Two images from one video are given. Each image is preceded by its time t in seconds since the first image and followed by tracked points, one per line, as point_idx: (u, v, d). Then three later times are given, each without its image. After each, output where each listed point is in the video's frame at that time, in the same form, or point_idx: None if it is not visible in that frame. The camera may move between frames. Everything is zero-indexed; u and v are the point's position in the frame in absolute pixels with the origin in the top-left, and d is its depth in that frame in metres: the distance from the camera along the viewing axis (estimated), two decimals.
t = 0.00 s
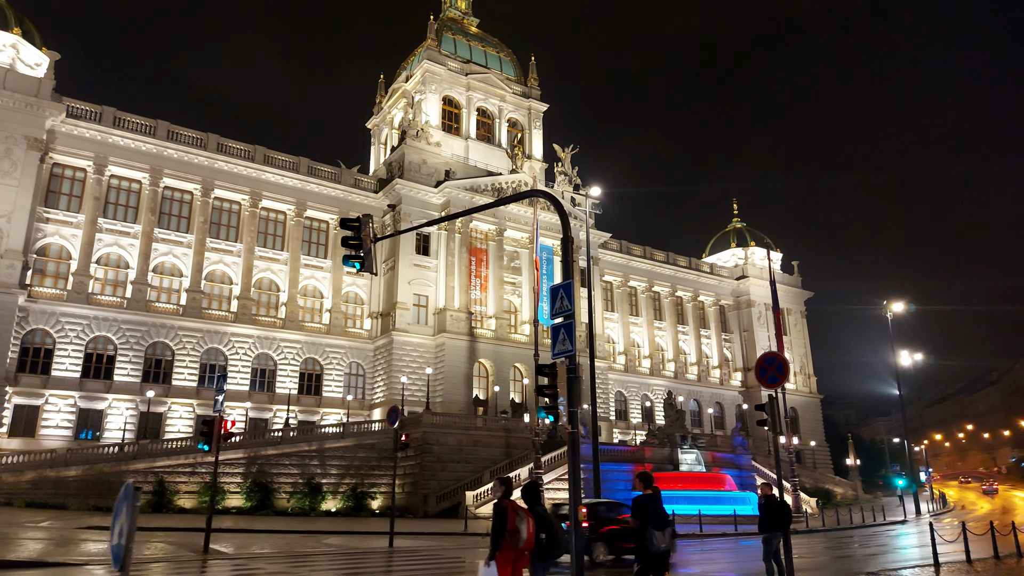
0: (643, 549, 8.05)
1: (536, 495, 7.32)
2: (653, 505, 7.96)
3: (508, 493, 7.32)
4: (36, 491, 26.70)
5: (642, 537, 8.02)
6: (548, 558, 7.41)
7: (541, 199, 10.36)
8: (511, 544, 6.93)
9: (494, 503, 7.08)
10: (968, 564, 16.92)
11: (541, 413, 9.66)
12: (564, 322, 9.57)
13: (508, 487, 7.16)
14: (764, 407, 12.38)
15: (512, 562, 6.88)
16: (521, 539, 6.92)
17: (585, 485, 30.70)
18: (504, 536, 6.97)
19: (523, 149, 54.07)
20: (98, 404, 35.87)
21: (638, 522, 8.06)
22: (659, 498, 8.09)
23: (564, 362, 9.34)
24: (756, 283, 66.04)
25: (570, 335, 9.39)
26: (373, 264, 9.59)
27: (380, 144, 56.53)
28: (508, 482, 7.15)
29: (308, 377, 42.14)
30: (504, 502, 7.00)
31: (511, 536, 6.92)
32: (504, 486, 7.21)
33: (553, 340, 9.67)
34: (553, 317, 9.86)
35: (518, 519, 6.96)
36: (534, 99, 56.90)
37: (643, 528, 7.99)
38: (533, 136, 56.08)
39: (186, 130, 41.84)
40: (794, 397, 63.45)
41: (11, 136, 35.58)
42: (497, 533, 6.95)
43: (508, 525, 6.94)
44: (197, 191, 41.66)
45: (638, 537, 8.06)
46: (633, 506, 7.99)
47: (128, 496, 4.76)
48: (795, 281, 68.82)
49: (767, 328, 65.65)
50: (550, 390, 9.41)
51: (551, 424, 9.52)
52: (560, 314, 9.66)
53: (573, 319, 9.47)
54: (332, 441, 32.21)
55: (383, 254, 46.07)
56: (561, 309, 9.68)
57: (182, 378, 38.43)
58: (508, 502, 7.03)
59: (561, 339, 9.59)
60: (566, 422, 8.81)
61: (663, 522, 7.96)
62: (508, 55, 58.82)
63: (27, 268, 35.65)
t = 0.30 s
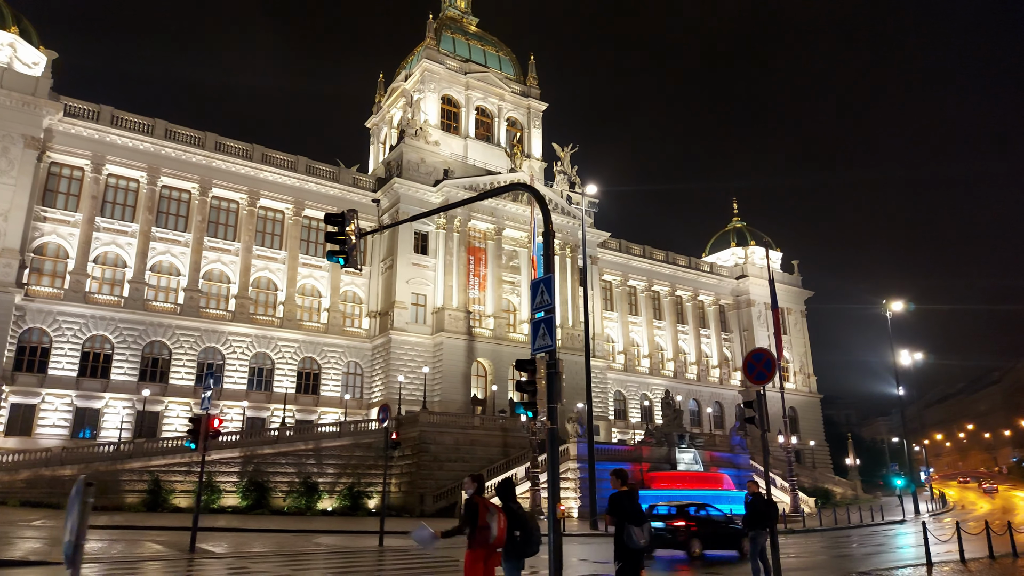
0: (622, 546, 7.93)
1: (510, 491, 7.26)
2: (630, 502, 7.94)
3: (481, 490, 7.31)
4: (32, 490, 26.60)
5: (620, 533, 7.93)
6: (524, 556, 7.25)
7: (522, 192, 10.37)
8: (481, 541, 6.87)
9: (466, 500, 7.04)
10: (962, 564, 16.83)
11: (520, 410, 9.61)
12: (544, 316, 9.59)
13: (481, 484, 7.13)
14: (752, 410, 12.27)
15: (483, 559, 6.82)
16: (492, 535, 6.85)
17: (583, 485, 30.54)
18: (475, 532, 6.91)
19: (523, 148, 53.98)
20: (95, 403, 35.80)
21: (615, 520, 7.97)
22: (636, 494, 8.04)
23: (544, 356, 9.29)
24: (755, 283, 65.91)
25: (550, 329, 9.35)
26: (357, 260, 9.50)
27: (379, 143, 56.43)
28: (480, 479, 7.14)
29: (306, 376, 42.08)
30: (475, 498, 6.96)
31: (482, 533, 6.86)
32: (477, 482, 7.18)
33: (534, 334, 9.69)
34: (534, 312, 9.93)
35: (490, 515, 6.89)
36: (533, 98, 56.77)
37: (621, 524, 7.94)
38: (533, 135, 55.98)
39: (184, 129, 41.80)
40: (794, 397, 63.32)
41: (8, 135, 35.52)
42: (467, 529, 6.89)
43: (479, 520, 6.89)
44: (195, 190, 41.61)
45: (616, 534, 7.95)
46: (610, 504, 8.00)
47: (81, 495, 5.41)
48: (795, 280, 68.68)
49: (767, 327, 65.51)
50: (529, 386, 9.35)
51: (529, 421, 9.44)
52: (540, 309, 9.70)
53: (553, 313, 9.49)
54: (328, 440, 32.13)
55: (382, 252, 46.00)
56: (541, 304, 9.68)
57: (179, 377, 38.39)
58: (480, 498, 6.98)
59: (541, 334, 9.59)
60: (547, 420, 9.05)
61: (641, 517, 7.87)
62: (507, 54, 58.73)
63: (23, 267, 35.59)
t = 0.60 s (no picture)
0: (602, 548, 7.78)
1: (485, 492, 7.10)
2: (610, 503, 7.76)
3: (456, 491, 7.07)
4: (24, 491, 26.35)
5: (602, 535, 7.75)
6: (499, 558, 7.03)
7: (504, 186, 10.20)
8: (448, 543, 6.69)
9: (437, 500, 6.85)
10: (959, 565, 16.64)
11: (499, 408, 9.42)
12: (524, 313, 9.39)
13: (453, 485, 6.90)
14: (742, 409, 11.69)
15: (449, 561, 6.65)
16: (459, 537, 6.65)
17: (580, 484, 30.44)
18: (442, 534, 6.73)
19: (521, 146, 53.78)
20: (91, 403, 35.64)
21: (595, 521, 7.80)
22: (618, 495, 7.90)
23: (523, 354, 9.11)
24: (755, 282, 65.71)
25: (530, 327, 9.16)
26: (340, 257, 9.36)
27: (377, 142, 56.24)
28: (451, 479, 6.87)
29: (303, 376, 41.96)
30: (445, 498, 6.76)
31: (448, 534, 6.67)
32: (450, 483, 6.94)
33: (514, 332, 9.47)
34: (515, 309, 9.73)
35: (457, 518, 6.70)
36: (531, 96, 56.56)
37: (602, 525, 7.76)
38: (531, 134, 55.80)
39: (181, 127, 41.65)
40: (793, 397, 63.11)
41: (3, 133, 35.37)
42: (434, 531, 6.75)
43: (446, 523, 6.69)
44: (191, 189, 41.46)
45: (597, 536, 7.78)
46: (591, 504, 7.82)
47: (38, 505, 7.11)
48: (795, 279, 68.43)
49: (767, 327, 65.29)
50: (509, 384, 9.19)
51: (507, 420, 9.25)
52: (520, 306, 9.52)
53: (533, 310, 9.29)
54: (324, 441, 31.93)
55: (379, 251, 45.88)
56: (522, 301, 9.53)
57: (175, 377, 38.22)
58: (449, 499, 6.79)
59: (521, 331, 9.36)
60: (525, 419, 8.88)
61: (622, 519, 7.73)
62: (506, 52, 58.54)
63: (19, 267, 35.42)
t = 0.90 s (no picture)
0: (581, 547, 7.66)
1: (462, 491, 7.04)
2: (589, 501, 7.62)
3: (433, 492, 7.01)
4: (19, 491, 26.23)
5: (580, 533, 7.65)
6: (474, 559, 6.96)
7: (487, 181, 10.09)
8: (422, 543, 6.58)
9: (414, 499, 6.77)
10: (956, 565, 16.51)
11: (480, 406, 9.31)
12: (506, 309, 9.36)
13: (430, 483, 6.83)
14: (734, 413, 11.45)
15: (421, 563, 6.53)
16: (431, 538, 6.53)
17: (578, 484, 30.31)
18: (415, 535, 6.61)
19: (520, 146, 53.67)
20: (88, 403, 35.60)
21: (575, 518, 7.69)
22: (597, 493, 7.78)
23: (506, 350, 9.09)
24: (756, 281, 65.58)
25: (512, 323, 9.15)
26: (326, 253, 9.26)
27: (377, 141, 56.15)
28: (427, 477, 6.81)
29: (302, 375, 41.92)
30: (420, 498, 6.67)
31: (421, 535, 6.54)
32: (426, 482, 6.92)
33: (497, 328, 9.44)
34: (498, 304, 9.69)
35: (431, 518, 6.57)
36: (531, 96, 56.47)
37: (580, 523, 7.65)
38: (530, 134, 55.70)
39: (179, 126, 41.60)
40: (793, 397, 62.92)
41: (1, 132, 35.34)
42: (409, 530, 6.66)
43: (420, 523, 6.58)
44: (190, 188, 41.42)
45: (575, 534, 7.67)
46: (570, 501, 7.69)
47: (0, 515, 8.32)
48: (796, 279, 68.26)
49: (767, 326, 65.14)
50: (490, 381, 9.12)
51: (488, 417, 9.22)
52: (503, 301, 9.45)
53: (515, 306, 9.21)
54: (322, 440, 31.86)
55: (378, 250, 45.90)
56: (504, 296, 9.43)
57: (173, 376, 38.14)
58: (425, 498, 6.71)
59: (504, 328, 9.41)
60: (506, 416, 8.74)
61: (601, 517, 7.60)
62: (505, 52, 58.45)
63: (17, 266, 35.38)
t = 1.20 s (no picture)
0: (562, 546, 7.57)
1: (445, 491, 6.93)
2: (572, 499, 7.49)
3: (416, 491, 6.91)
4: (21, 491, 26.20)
5: (560, 533, 7.53)
6: (457, 559, 6.82)
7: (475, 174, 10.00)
8: (404, 545, 6.48)
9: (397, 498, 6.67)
10: (959, 566, 16.31)
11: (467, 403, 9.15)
12: (494, 304, 9.21)
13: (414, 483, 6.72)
14: (732, 410, 11.28)
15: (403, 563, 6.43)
16: (415, 539, 6.43)
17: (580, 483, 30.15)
18: (398, 535, 6.50)
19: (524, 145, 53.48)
20: (91, 403, 35.61)
21: (556, 517, 7.59)
22: (578, 492, 7.64)
23: (493, 347, 8.96)
24: (761, 280, 65.26)
25: (499, 319, 8.99)
26: (317, 250, 9.14)
27: (380, 141, 56.04)
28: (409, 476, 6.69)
29: (306, 375, 41.86)
30: (403, 497, 6.56)
31: (405, 536, 6.44)
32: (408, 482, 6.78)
33: (484, 324, 9.28)
34: (486, 300, 9.56)
35: (415, 518, 6.47)
36: (534, 94, 56.30)
37: (561, 523, 7.53)
38: (534, 132, 55.49)
39: (182, 126, 41.61)
40: (798, 396, 62.59)
41: (4, 133, 35.40)
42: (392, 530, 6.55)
43: (403, 524, 6.47)
44: (193, 188, 41.41)
45: (556, 533, 7.57)
46: (552, 500, 7.55)
47: None
48: (802, 277, 67.87)
49: (773, 325, 64.79)
50: (477, 377, 8.99)
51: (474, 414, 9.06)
52: (489, 297, 9.34)
53: (503, 301, 9.09)
54: (324, 440, 31.80)
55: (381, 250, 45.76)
56: (491, 291, 9.35)
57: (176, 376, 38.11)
58: (409, 497, 6.61)
59: (491, 323, 9.22)
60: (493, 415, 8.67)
61: (581, 517, 7.48)
62: (509, 50, 58.29)
63: (20, 266, 35.42)
